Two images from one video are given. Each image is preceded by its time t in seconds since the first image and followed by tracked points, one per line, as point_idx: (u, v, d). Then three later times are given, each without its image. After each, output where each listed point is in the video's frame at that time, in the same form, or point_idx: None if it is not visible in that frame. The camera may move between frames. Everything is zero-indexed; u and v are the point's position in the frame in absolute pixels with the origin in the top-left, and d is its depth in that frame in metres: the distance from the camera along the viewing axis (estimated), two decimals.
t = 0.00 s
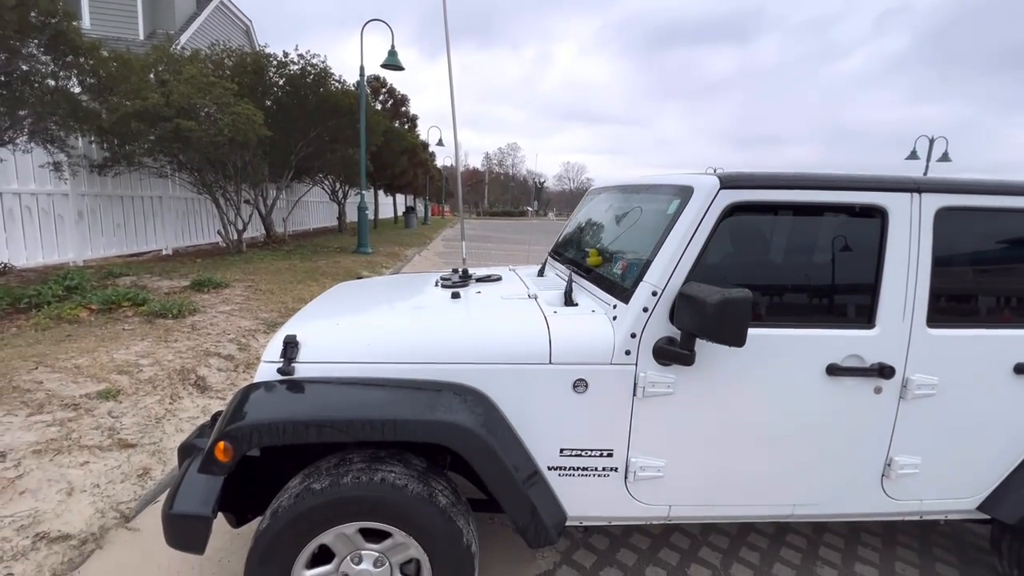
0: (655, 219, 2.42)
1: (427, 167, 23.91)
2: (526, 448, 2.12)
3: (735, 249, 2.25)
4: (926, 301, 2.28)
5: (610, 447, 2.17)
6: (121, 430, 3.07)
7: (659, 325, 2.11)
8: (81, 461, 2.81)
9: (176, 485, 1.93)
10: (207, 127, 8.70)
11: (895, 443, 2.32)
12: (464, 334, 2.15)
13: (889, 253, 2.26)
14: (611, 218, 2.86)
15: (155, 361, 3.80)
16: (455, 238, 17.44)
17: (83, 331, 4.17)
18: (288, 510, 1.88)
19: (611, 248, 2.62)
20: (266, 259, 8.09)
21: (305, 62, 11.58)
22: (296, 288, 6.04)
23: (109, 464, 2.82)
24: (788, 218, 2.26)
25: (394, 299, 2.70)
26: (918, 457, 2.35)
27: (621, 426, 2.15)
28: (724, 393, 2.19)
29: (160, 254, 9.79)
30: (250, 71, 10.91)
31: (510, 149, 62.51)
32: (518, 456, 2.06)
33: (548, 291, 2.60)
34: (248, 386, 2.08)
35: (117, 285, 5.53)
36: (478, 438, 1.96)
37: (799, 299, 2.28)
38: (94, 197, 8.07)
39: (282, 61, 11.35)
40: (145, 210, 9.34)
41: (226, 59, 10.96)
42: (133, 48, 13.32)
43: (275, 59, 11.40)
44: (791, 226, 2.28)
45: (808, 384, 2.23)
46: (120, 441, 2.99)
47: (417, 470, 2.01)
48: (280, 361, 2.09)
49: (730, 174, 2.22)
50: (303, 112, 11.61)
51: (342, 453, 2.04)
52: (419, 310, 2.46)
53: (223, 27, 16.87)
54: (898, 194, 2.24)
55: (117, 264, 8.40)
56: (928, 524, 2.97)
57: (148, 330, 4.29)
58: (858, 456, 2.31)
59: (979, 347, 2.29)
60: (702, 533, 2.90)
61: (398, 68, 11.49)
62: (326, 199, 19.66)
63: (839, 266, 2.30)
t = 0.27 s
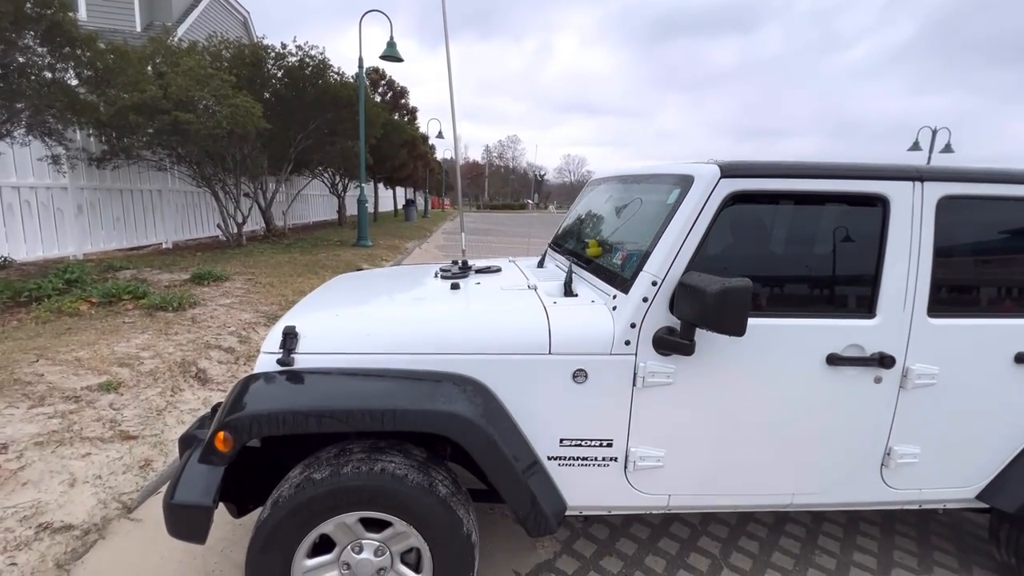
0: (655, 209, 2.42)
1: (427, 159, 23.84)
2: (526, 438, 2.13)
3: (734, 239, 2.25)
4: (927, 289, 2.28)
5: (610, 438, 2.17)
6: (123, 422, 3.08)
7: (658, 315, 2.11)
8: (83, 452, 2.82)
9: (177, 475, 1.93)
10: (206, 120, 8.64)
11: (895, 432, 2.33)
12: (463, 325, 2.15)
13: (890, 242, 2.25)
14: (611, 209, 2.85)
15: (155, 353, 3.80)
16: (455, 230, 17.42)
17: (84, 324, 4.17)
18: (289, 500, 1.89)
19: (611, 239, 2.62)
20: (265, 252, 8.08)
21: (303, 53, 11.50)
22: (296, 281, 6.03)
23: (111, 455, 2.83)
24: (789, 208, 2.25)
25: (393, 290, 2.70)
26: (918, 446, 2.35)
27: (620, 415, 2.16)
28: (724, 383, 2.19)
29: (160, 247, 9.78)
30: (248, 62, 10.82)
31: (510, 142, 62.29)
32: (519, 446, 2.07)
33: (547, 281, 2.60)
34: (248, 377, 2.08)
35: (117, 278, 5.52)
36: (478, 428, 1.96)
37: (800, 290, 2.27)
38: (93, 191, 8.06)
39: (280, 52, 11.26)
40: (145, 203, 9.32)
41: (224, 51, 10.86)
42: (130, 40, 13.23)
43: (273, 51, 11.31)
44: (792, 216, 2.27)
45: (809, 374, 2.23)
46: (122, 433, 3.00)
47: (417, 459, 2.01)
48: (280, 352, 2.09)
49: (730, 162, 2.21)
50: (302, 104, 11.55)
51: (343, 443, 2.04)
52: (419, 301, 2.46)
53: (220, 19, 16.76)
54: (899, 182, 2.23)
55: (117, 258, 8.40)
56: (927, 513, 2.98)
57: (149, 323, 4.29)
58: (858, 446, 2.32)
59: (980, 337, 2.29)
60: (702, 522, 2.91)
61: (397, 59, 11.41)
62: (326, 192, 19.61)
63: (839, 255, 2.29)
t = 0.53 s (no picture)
0: (655, 202, 2.41)
1: (427, 153, 23.77)
2: (526, 432, 2.13)
3: (734, 233, 2.25)
4: (928, 282, 2.27)
5: (610, 431, 2.17)
6: (124, 416, 3.08)
7: (658, 308, 2.11)
8: (84, 446, 2.83)
9: (177, 469, 1.94)
10: (204, 115, 8.61)
11: (895, 425, 2.33)
12: (463, 319, 2.15)
13: (891, 235, 2.25)
14: (611, 203, 2.84)
15: (156, 348, 3.81)
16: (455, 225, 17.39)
17: (84, 319, 4.18)
18: (289, 493, 1.89)
19: (611, 233, 2.62)
20: (266, 247, 8.07)
21: (302, 46, 11.43)
22: (297, 276, 6.03)
23: (112, 450, 2.84)
24: (790, 201, 2.25)
25: (393, 284, 2.69)
26: (918, 440, 2.35)
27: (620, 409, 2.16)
28: (724, 376, 2.19)
29: (161, 242, 9.79)
30: (247, 56, 10.76)
31: (511, 136, 62.12)
32: (518, 440, 2.07)
33: (547, 275, 2.59)
34: (247, 370, 2.08)
35: (117, 273, 5.52)
36: (478, 422, 1.96)
37: (802, 284, 2.26)
38: (92, 186, 8.05)
39: (278, 45, 11.20)
40: (144, 198, 9.31)
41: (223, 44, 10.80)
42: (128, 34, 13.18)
43: (272, 44, 11.24)
44: (793, 209, 2.26)
45: (809, 367, 2.22)
46: (123, 427, 3.01)
47: (416, 453, 2.01)
48: (279, 346, 2.09)
49: (731, 154, 2.20)
50: (301, 98, 11.50)
51: (342, 437, 2.05)
52: (418, 295, 2.45)
53: (219, 12, 16.69)
54: (901, 174, 2.23)
55: (118, 253, 8.40)
56: (926, 506, 2.99)
57: (149, 318, 4.30)
58: (857, 439, 2.32)
59: (981, 330, 2.28)
60: (701, 515, 2.92)
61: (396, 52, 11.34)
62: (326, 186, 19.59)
63: (840, 249, 2.28)
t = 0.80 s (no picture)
0: (656, 197, 2.40)
1: (428, 149, 23.72)
2: (525, 428, 2.13)
3: (735, 227, 2.23)
4: (930, 276, 2.26)
5: (609, 426, 2.17)
6: (124, 412, 3.08)
7: (658, 303, 2.09)
8: (85, 441, 2.83)
9: (175, 464, 1.93)
10: (204, 110, 8.58)
11: (896, 421, 2.32)
12: (462, 314, 2.14)
13: (893, 229, 2.23)
14: (611, 198, 2.83)
15: (156, 343, 3.81)
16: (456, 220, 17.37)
17: (85, 314, 4.18)
18: (287, 489, 1.89)
19: (611, 228, 2.61)
20: (266, 243, 8.07)
21: (302, 41, 11.39)
22: (297, 272, 6.03)
23: (112, 445, 2.84)
24: (792, 194, 2.23)
25: (392, 279, 2.68)
26: (919, 435, 2.34)
27: (620, 404, 2.15)
28: (724, 371, 2.18)
29: (162, 238, 9.80)
30: (247, 50, 10.73)
31: (512, 131, 61.99)
32: (517, 435, 2.06)
33: (546, 270, 2.59)
34: (245, 366, 2.08)
35: (118, 269, 5.53)
36: (477, 417, 1.96)
37: (804, 279, 2.25)
38: (93, 181, 8.05)
39: (278, 39, 11.16)
40: (145, 193, 9.31)
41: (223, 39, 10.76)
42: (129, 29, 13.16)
43: (271, 39, 11.20)
44: (795, 203, 2.25)
45: (810, 362, 2.21)
46: (123, 422, 3.01)
47: (415, 448, 2.01)
48: (277, 341, 2.09)
49: (732, 148, 2.18)
50: (301, 93, 11.49)
51: (341, 432, 2.05)
52: (417, 290, 2.44)
53: (218, 7, 16.65)
54: (904, 168, 2.21)
55: (119, 249, 8.40)
56: (927, 501, 2.99)
57: (150, 313, 4.30)
58: (859, 434, 2.31)
59: (984, 325, 2.27)
60: (701, 511, 2.91)
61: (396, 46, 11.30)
62: (327, 182, 19.57)
63: (842, 243, 2.27)
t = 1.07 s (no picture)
0: (654, 193, 2.37)
1: (429, 145, 23.68)
2: (520, 426, 2.11)
3: (734, 223, 2.21)
4: (931, 274, 2.23)
5: (605, 424, 2.15)
6: (120, 409, 3.08)
7: (654, 301, 2.07)
8: (81, 438, 2.83)
9: (167, 462, 1.92)
10: (203, 106, 8.57)
11: (895, 420, 2.29)
12: (457, 311, 2.12)
13: (894, 226, 2.20)
14: (610, 194, 2.80)
15: (154, 340, 3.80)
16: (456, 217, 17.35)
17: (83, 310, 4.18)
18: (280, 487, 1.87)
19: (609, 224, 2.58)
20: (266, 239, 8.06)
21: (301, 36, 11.36)
22: (296, 268, 6.02)
23: (108, 442, 2.83)
24: (791, 190, 2.21)
25: (388, 275, 2.66)
26: (919, 434, 2.32)
27: (615, 402, 2.13)
28: (721, 369, 2.16)
29: (162, 234, 9.80)
30: (246, 46, 10.69)
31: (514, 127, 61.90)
32: (512, 433, 2.05)
33: (543, 267, 2.56)
34: (238, 363, 2.07)
35: (117, 265, 5.52)
36: (471, 416, 1.94)
37: (805, 277, 2.23)
38: (93, 177, 8.04)
39: (278, 35, 11.12)
40: (145, 190, 9.30)
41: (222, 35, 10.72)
42: (128, 24, 13.13)
43: (271, 34, 11.16)
44: (794, 199, 2.22)
45: (808, 361, 2.19)
46: (119, 419, 3.00)
47: (409, 447, 2.00)
48: (270, 338, 2.07)
49: (731, 143, 2.16)
50: (301, 89, 11.47)
51: (334, 430, 2.03)
52: (413, 287, 2.42)
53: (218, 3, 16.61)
54: (905, 163, 2.18)
55: (119, 245, 8.40)
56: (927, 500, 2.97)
57: (147, 310, 4.29)
58: (858, 433, 2.29)
59: (986, 323, 2.25)
60: (699, 509, 2.90)
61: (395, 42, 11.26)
62: (328, 179, 19.55)
63: (842, 240, 2.24)
